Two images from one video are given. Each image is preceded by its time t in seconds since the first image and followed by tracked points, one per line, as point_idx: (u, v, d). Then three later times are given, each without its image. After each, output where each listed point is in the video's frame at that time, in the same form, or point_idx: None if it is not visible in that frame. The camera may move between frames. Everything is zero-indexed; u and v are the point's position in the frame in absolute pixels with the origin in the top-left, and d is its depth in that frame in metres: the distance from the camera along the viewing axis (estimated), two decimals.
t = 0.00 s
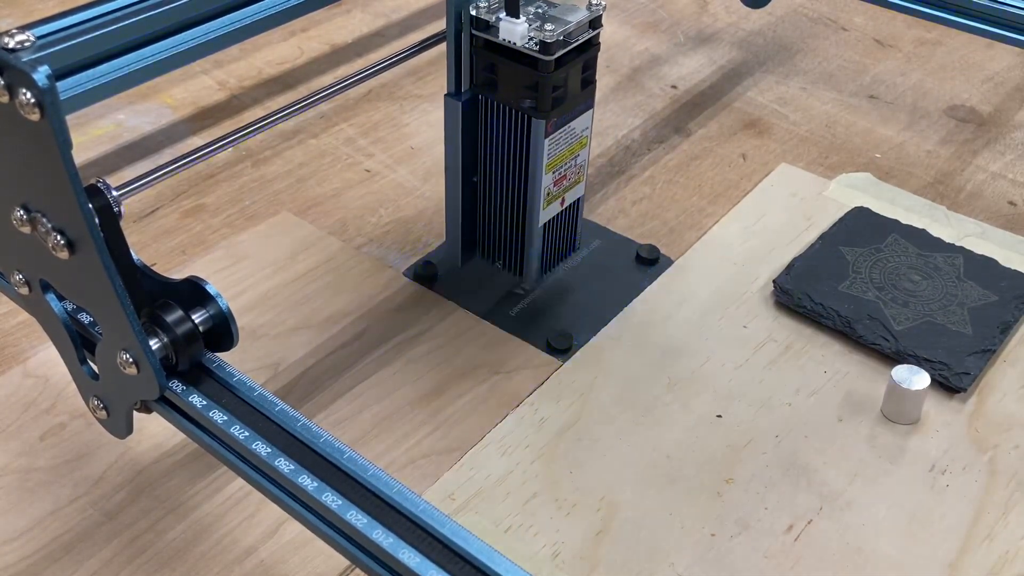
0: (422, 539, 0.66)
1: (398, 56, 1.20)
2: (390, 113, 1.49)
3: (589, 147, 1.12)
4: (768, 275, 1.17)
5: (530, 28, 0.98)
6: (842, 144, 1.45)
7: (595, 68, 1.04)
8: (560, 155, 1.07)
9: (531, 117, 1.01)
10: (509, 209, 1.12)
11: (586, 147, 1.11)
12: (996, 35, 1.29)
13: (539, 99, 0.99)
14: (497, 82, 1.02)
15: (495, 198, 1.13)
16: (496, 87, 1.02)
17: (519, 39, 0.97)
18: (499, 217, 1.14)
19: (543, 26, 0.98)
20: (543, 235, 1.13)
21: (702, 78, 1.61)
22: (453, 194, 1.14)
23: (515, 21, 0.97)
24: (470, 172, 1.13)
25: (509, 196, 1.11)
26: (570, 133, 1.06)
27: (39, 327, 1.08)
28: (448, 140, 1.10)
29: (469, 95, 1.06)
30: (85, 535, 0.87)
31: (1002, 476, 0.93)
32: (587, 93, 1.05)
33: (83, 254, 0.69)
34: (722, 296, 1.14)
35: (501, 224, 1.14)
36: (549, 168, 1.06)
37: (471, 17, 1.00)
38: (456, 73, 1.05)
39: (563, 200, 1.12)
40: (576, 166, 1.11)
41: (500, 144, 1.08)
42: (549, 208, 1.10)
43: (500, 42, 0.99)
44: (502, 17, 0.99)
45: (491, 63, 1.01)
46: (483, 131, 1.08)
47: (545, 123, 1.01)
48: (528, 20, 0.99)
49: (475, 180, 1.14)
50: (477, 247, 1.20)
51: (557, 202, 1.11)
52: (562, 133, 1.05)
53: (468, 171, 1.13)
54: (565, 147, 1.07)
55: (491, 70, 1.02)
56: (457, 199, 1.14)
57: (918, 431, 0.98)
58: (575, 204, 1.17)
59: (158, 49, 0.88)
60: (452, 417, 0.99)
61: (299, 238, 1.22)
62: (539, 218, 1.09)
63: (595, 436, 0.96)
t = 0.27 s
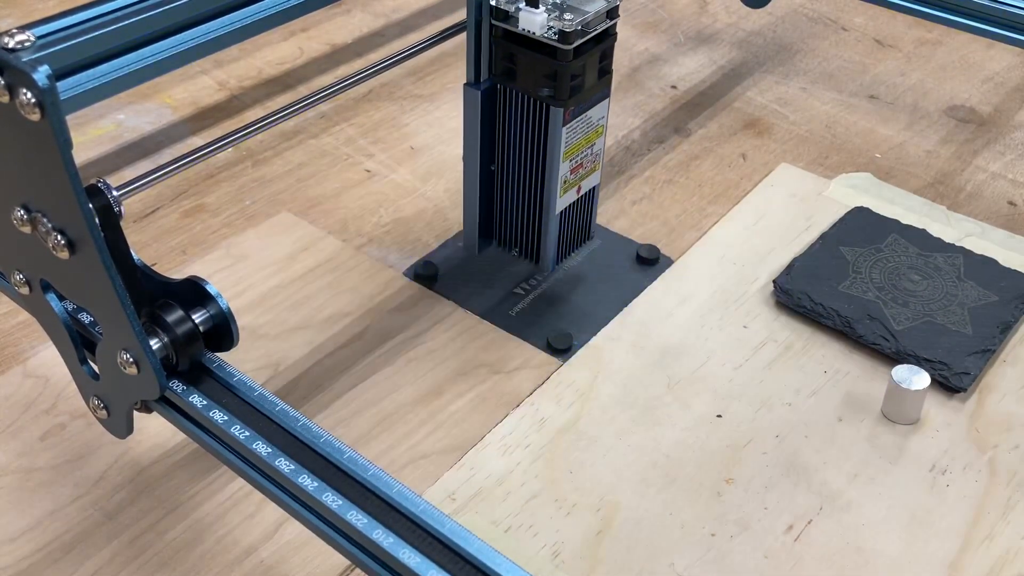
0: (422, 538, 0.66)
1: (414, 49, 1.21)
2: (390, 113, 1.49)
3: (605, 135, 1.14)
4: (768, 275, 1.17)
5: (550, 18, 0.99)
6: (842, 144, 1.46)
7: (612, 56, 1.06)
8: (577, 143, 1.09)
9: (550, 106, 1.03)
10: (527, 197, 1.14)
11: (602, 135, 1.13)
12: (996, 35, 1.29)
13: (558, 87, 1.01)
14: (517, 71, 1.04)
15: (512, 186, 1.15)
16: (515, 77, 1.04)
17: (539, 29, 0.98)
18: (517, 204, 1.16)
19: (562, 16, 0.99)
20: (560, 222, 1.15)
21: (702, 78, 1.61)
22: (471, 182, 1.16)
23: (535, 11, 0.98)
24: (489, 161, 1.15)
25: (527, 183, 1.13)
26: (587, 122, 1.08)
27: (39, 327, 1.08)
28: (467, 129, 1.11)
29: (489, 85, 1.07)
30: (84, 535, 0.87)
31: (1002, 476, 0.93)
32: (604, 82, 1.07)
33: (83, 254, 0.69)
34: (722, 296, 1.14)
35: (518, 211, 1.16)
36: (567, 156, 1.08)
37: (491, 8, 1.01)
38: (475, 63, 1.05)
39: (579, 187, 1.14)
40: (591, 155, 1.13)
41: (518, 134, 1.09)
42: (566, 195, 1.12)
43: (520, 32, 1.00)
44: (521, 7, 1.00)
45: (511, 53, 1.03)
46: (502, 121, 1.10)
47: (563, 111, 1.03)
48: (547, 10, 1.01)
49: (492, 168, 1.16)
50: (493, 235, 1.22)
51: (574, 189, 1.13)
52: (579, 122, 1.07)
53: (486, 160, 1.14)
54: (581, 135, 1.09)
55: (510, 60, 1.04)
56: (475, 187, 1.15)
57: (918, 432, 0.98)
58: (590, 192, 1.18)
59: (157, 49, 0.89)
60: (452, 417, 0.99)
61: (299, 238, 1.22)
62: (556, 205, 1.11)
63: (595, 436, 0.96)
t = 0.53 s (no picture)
0: (422, 538, 0.66)
1: (416, 48, 1.21)
2: (390, 113, 1.49)
3: (620, 124, 1.14)
4: (768, 275, 1.17)
5: (568, 8, 0.99)
6: (842, 144, 1.46)
7: (626, 47, 1.06)
8: (593, 132, 1.09)
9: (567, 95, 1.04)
10: (542, 186, 1.14)
11: (616, 125, 1.13)
12: (996, 35, 1.29)
13: (576, 76, 1.02)
14: (534, 61, 1.04)
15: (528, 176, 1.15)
16: (532, 67, 1.05)
17: (557, 19, 0.99)
18: (532, 193, 1.16)
19: (580, 6, 0.99)
20: (575, 210, 1.15)
21: (702, 78, 1.61)
22: (487, 171, 1.16)
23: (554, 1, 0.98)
24: (505, 150, 1.15)
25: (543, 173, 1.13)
26: (602, 112, 1.09)
27: (39, 327, 1.08)
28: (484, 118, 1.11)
29: (506, 74, 1.07)
30: (84, 535, 0.87)
31: (1002, 476, 0.93)
32: (619, 73, 1.07)
33: (83, 254, 0.69)
34: (723, 296, 1.14)
35: (534, 199, 1.17)
36: (583, 145, 1.09)
37: None
38: (493, 52, 1.06)
39: (595, 175, 1.14)
40: (606, 144, 1.13)
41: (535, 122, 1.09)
42: (582, 184, 1.13)
43: (539, 22, 1.00)
44: None
45: (528, 43, 1.03)
46: (519, 110, 1.10)
47: (580, 100, 1.03)
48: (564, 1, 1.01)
49: (509, 157, 1.16)
50: (509, 225, 1.23)
51: (590, 178, 1.14)
52: (595, 111, 1.07)
53: (503, 149, 1.14)
54: (597, 125, 1.09)
55: (528, 50, 1.04)
56: (491, 176, 1.16)
57: (918, 432, 0.98)
58: (604, 181, 1.19)
59: (158, 48, 0.89)
60: (452, 417, 0.99)
61: (299, 238, 1.22)
62: (572, 194, 1.12)
63: (594, 436, 0.97)
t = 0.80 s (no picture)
0: (422, 538, 0.66)
1: (415, 48, 1.21)
2: (390, 113, 1.49)
3: (609, 132, 1.14)
4: (768, 275, 1.17)
5: (555, 15, 0.99)
6: (842, 144, 1.46)
7: (615, 54, 1.06)
8: (581, 140, 1.09)
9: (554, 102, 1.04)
10: (530, 195, 1.14)
11: (604, 133, 1.14)
12: (996, 35, 1.29)
13: (563, 84, 1.00)
14: (521, 68, 1.03)
15: (516, 184, 1.15)
16: (520, 74, 1.04)
17: (544, 26, 0.98)
18: (521, 202, 1.16)
19: (567, 13, 0.99)
20: (563, 219, 1.15)
21: (702, 78, 1.61)
22: (475, 180, 1.16)
23: (540, 8, 0.98)
24: (492, 158, 1.15)
25: (531, 181, 1.13)
26: (591, 119, 1.09)
27: (39, 327, 1.08)
28: (472, 126, 1.11)
29: (493, 82, 1.08)
30: (84, 535, 0.87)
31: (1002, 476, 0.93)
32: (607, 80, 1.07)
33: (83, 254, 0.69)
34: (723, 296, 1.14)
35: (521, 208, 1.17)
36: (571, 152, 1.09)
37: (496, 4, 1.01)
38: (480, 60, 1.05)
39: (583, 184, 1.15)
40: (594, 152, 1.14)
41: (522, 130, 1.09)
42: (569, 192, 1.13)
43: (525, 29, 1.00)
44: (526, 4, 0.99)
45: (515, 50, 1.02)
46: (506, 118, 1.10)
47: (568, 107, 1.04)
48: (551, 7, 1.00)
49: (496, 166, 1.16)
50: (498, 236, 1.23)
51: (577, 186, 1.14)
52: (583, 119, 1.07)
53: (490, 157, 1.15)
54: (585, 132, 1.09)
55: (515, 57, 1.03)
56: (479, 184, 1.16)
57: (918, 432, 0.98)
58: (592, 190, 1.19)
59: (157, 48, 0.89)
60: (452, 417, 0.99)
61: (299, 238, 1.22)
62: (560, 202, 1.12)
63: (594, 436, 0.96)
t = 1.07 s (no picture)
0: (422, 539, 0.66)
1: (401, 57, 1.20)
2: (390, 113, 1.49)
3: (593, 143, 1.12)
4: (767, 275, 1.17)
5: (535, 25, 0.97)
6: (842, 144, 1.46)
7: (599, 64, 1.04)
8: (564, 152, 1.07)
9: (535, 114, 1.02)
10: (514, 208, 1.12)
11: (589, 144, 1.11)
12: (996, 35, 1.29)
13: (544, 95, 0.99)
14: (502, 79, 1.02)
15: (499, 196, 1.13)
16: (500, 85, 1.02)
17: (524, 36, 0.97)
18: (504, 214, 1.14)
19: (548, 23, 0.97)
20: (546, 232, 1.13)
21: (702, 78, 1.61)
22: (457, 191, 1.14)
23: (520, 18, 0.96)
24: (475, 170, 1.13)
25: (514, 193, 1.11)
26: (574, 131, 1.06)
27: (39, 327, 1.08)
28: (453, 137, 1.09)
29: (474, 92, 1.06)
30: (85, 535, 0.87)
31: (1002, 476, 0.93)
32: (591, 90, 1.05)
33: (83, 254, 0.69)
34: (722, 296, 1.14)
35: (504, 220, 1.14)
36: (553, 164, 1.06)
37: (477, 14, 1.00)
38: (461, 69, 1.03)
39: (567, 196, 1.12)
40: (579, 163, 1.11)
41: (504, 141, 1.07)
42: (553, 205, 1.10)
43: (506, 39, 0.99)
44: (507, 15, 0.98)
45: (496, 61, 1.01)
46: (488, 128, 1.08)
47: (550, 119, 1.01)
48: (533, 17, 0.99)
49: (479, 177, 1.14)
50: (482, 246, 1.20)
51: (561, 199, 1.11)
52: (566, 130, 1.05)
53: (473, 168, 1.12)
54: (569, 143, 1.07)
55: (496, 68, 1.02)
56: (461, 196, 1.13)
57: (918, 431, 0.98)
58: (578, 202, 1.17)
59: (158, 49, 0.89)
60: (452, 417, 0.99)
61: (299, 238, 1.22)
62: (542, 215, 1.09)
63: (595, 436, 0.96)
